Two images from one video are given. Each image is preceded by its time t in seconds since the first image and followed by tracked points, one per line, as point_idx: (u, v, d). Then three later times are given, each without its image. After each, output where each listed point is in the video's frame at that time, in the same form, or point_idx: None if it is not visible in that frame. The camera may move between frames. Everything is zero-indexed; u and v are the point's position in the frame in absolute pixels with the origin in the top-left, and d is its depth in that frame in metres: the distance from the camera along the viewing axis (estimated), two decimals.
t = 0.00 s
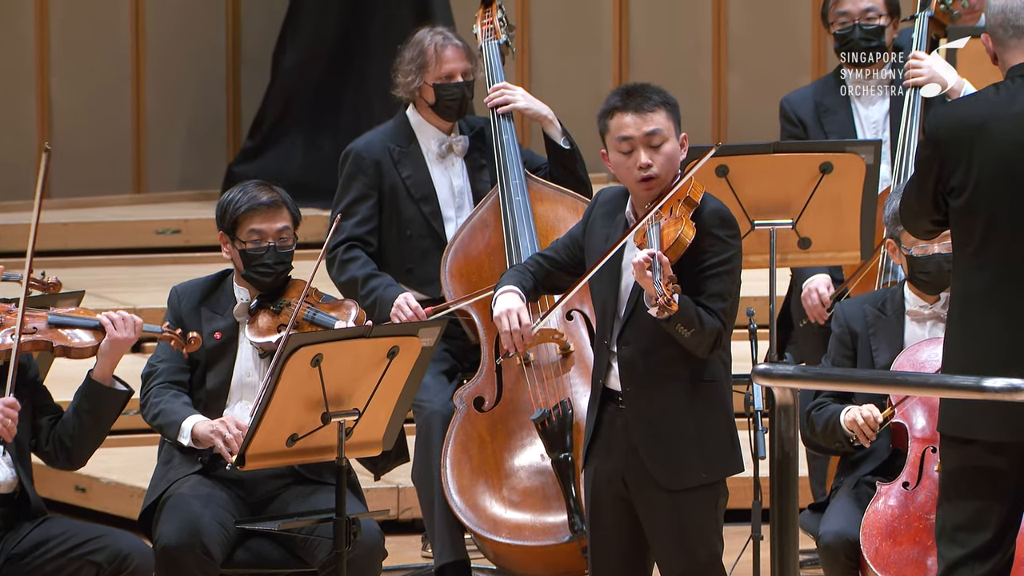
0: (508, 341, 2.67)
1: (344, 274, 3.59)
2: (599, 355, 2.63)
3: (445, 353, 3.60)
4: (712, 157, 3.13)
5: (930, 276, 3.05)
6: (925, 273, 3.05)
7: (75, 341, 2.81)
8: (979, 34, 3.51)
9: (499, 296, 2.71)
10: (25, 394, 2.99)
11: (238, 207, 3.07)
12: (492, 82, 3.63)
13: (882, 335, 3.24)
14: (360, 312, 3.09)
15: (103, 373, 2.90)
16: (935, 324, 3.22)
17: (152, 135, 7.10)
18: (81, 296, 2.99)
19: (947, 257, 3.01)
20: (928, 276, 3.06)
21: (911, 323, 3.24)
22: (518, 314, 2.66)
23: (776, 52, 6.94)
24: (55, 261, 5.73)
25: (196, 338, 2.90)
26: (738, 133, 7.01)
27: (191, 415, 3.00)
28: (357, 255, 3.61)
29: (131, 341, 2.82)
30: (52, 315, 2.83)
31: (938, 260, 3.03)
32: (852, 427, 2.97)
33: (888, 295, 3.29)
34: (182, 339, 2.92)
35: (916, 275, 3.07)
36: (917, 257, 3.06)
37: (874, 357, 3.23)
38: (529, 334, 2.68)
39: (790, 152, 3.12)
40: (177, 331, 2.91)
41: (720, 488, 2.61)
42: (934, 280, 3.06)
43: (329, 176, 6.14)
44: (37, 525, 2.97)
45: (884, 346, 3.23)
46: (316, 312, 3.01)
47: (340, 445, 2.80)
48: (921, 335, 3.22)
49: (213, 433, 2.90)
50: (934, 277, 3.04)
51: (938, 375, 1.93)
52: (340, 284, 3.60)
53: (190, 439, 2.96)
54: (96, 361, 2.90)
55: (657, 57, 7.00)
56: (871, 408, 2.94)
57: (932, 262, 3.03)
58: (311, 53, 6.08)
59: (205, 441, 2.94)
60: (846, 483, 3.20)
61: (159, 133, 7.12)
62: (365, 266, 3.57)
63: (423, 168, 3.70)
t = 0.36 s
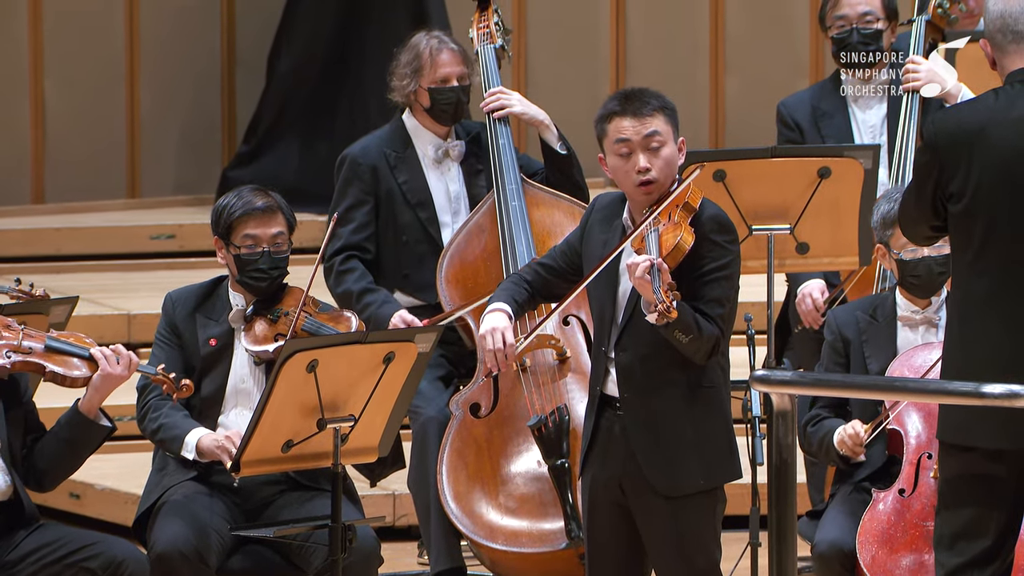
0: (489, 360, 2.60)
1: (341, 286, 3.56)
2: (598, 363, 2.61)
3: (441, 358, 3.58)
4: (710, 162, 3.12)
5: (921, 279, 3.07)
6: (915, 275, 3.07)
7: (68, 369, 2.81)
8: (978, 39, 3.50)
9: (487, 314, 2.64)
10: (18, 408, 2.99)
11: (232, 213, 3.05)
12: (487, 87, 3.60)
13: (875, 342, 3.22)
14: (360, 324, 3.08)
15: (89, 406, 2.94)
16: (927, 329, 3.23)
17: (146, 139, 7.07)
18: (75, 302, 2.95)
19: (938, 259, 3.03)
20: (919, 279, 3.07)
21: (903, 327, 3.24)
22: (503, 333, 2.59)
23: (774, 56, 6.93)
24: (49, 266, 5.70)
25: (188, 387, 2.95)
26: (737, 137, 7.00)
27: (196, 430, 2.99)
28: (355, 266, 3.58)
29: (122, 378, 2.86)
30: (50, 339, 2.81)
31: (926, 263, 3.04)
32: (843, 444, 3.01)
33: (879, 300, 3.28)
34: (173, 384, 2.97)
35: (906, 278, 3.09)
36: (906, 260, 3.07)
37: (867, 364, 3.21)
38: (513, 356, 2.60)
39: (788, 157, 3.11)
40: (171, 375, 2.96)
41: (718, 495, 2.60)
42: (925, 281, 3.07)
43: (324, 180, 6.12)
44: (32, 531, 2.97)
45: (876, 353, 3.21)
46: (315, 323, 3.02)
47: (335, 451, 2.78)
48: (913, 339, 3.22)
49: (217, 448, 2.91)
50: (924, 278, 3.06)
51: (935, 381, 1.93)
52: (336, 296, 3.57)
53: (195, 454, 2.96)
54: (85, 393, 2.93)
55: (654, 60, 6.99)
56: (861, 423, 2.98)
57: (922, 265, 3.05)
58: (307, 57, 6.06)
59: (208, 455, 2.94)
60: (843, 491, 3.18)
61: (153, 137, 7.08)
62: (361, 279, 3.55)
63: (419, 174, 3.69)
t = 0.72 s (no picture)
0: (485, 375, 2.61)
1: (354, 308, 3.56)
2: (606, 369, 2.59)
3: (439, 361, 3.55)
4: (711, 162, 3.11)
5: (914, 273, 3.00)
6: (908, 272, 3.00)
7: (57, 374, 2.79)
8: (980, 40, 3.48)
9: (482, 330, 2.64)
10: (9, 412, 2.99)
11: (229, 215, 3.03)
12: (485, 89, 3.58)
13: (870, 345, 3.20)
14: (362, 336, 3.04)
15: (79, 411, 2.92)
16: (923, 331, 3.21)
17: (144, 142, 7.05)
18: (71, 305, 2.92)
19: (931, 251, 2.98)
20: (913, 274, 2.99)
21: (899, 329, 3.21)
22: (500, 349, 2.60)
23: (775, 58, 6.90)
24: (46, 269, 5.69)
25: (179, 394, 2.91)
26: (737, 139, 6.98)
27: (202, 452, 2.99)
28: (370, 286, 3.57)
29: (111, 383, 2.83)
30: (39, 343, 2.80)
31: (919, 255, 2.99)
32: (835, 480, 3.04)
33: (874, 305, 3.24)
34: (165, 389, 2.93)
35: (901, 274, 3.01)
36: (898, 255, 3.02)
37: (863, 369, 3.18)
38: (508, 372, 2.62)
39: (789, 159, 3.12)
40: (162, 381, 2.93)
41: (727, 501, 2.58)
42: (920, 276, 2.99)
43: (322, 183, 6.10)
44: (27, 535, 2.97)
45: (872, 356, 3.18)
46: (315, 330, 3.00)
47: (334, 455, 2.75)
48: (909, 342, 3.20)
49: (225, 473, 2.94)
50: (919, 273, 2.98)
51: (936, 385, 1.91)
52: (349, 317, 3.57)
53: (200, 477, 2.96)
54: (74, 398, 2.92)
55: (654, 62, 6.97)
56: (849, 473, 2.99)
57: (915, 258, 2.99)
58: (305, 58, 6.03)
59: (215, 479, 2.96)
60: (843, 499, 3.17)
61: (151, 139, 7.06)
62: (373, 303, 3.55)
63: (418, 177, 3.67)
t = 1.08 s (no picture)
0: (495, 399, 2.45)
1: (344, 307, 3.54)
2: (625, 377, 2.56)
3: (436, 362, 3.53)
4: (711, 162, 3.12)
5: (904, 263, 2.99)
6: (898, 261, 2.99)
7: (47, 374, 2.76)
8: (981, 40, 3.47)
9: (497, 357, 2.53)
10: None
11: (223, 216, 3.01)
12: (482, 88, 3.56)
13: (864, 346, 3.18)
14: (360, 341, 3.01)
15: (66, 411, 2.89)
16: (918, 330, 3.19)
17: (137, 142, 7.02)
18: (66, 305, 2.90)
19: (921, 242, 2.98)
20: (902, 264, 2.99)
21: (894, 329, 3.20)
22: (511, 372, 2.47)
23: (773, 57, 6.88)
24: (38, 269, 5.66)
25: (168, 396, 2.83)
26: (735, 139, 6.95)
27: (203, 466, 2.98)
28: (364, 286, 3.55)
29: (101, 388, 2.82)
30: (29, 342, 2.77)
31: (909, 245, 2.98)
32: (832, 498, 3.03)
33: (868, 306, 3.22)
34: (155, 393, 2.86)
35: (890, 266, 3.01)
36: (887, 247, 3.02)
37: (858, 369, 3.16)
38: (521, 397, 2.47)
39: (787, 159, 3.13)
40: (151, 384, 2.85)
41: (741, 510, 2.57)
42: (909, 267, 2.99)
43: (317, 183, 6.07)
44: (18, 538, 2.96)
45: (868, 357, 3.17)
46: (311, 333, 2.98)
47: (329, 457, 2.73)
48: (904, 342, 3.18)
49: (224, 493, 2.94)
50: (908, 263, 2.97)
51: (938, 386, 1.90)
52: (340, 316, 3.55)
53: (198, 494, 2.96)
54: (60, 398, 2.89)
55: (652, 62, 6.95)
56: (843, 489, 3.01)
57: (905, 249, 2.99)
58: (299, 57, 6.00)
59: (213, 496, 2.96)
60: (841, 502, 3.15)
61: (144, 139, 7.03)
62: (366, 301, 3.52)
63: (415, 177, 3.65)
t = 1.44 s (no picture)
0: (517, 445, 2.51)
1: (322, 309, 3.51)
2: (620, 380, 2.55)
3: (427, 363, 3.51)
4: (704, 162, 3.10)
5: (896, 266, 2.99)
6: (890, 261, 2.99)
7: (31, 381, 2.73)
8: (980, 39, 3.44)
9: (521, 401, 2.56)
10: None
11: (213, 216, 2.98)
12: (474, 87, 3.54)
13: (857, 347, 3.16)
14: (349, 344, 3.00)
15: (49, 419, 2.88)
16: (911, 330, 3.16)
17: (125, 141, 6.97)
18: (54, 305, 2.86)
19: (913, 242, 2.97)
20: (895, 263, 2.98)
21: (887, 329, 3.17)
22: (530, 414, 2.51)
23: (767, 56, 6.86)
24: (25, 269, 5.62)
25: (152, 412, 2.80)
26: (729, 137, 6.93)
27: (189, 470, 2.94)
28: (344, 290, 3.53)
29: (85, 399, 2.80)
30: (15, 349, 2.73)
31: (901, 245, 2.97)
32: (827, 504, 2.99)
33: (861, 307, 3.20)
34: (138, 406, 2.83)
35: (882, 267, 3.00)
36: (880, 247, 3.01)
37: (851, 369, 3.14)
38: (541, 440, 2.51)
39: (782, 157, 3.11)
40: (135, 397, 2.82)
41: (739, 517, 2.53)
42: (902, 266, 2.98)
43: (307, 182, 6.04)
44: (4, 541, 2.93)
45: (861, 358, 3.14)
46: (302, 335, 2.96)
47: (319, 459, 2.70)
48: (897, 342, 3.15)
49: (207, 496, 2.90)
50: (901, 262, 2.97)
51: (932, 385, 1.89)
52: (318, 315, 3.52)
53: (184, 498, 2.92)
54: (43, 406, 2.88)
55: (644, 60, 6.93)
56: (835, 493, 2.97)
57: (897, 248, 2.99)
58: (289, 55, 5.96)
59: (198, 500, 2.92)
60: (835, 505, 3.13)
61: (133, 138, 6.98)
62: (342, 309, 3.50)
63: (405, 175, 3.62)
